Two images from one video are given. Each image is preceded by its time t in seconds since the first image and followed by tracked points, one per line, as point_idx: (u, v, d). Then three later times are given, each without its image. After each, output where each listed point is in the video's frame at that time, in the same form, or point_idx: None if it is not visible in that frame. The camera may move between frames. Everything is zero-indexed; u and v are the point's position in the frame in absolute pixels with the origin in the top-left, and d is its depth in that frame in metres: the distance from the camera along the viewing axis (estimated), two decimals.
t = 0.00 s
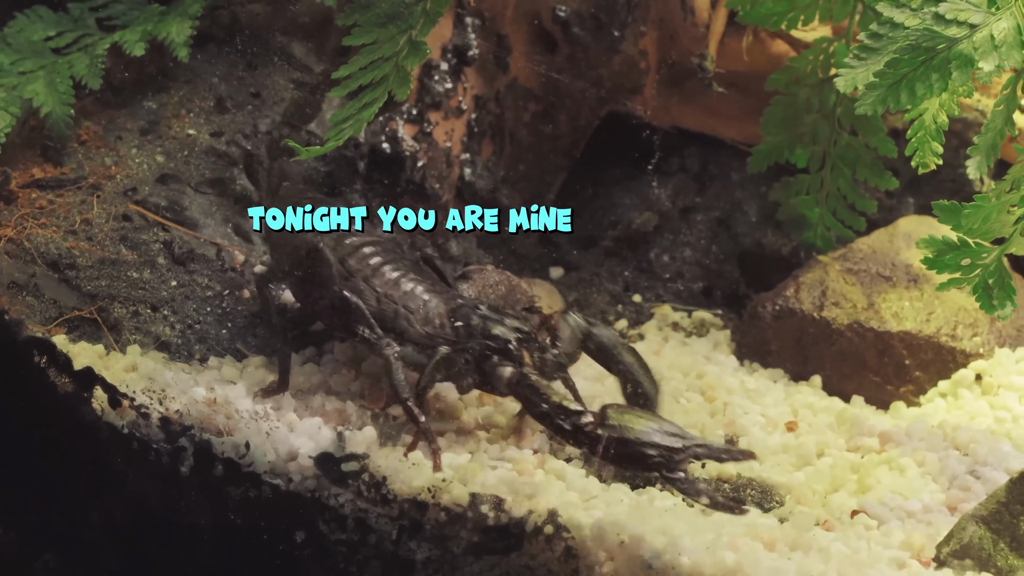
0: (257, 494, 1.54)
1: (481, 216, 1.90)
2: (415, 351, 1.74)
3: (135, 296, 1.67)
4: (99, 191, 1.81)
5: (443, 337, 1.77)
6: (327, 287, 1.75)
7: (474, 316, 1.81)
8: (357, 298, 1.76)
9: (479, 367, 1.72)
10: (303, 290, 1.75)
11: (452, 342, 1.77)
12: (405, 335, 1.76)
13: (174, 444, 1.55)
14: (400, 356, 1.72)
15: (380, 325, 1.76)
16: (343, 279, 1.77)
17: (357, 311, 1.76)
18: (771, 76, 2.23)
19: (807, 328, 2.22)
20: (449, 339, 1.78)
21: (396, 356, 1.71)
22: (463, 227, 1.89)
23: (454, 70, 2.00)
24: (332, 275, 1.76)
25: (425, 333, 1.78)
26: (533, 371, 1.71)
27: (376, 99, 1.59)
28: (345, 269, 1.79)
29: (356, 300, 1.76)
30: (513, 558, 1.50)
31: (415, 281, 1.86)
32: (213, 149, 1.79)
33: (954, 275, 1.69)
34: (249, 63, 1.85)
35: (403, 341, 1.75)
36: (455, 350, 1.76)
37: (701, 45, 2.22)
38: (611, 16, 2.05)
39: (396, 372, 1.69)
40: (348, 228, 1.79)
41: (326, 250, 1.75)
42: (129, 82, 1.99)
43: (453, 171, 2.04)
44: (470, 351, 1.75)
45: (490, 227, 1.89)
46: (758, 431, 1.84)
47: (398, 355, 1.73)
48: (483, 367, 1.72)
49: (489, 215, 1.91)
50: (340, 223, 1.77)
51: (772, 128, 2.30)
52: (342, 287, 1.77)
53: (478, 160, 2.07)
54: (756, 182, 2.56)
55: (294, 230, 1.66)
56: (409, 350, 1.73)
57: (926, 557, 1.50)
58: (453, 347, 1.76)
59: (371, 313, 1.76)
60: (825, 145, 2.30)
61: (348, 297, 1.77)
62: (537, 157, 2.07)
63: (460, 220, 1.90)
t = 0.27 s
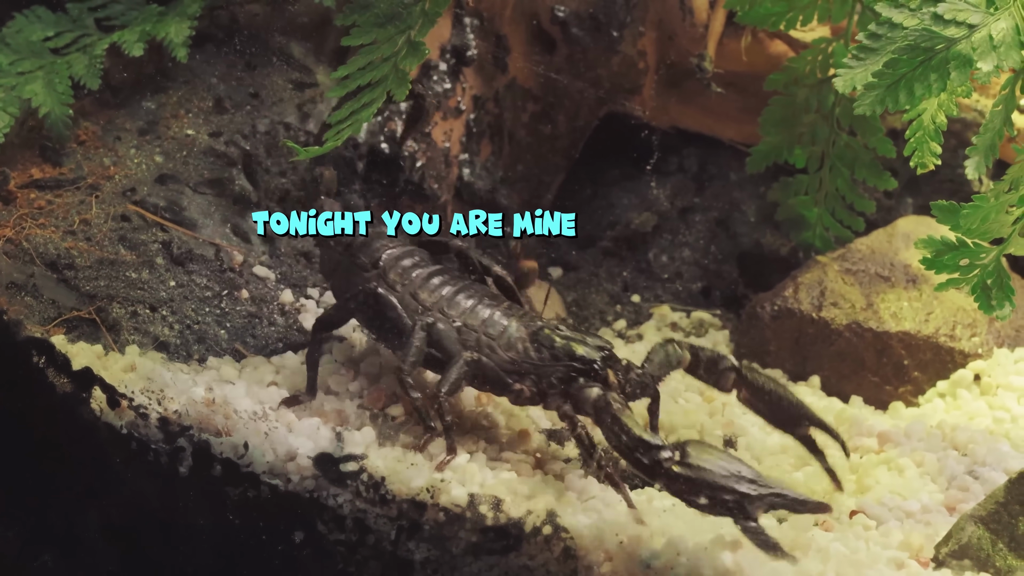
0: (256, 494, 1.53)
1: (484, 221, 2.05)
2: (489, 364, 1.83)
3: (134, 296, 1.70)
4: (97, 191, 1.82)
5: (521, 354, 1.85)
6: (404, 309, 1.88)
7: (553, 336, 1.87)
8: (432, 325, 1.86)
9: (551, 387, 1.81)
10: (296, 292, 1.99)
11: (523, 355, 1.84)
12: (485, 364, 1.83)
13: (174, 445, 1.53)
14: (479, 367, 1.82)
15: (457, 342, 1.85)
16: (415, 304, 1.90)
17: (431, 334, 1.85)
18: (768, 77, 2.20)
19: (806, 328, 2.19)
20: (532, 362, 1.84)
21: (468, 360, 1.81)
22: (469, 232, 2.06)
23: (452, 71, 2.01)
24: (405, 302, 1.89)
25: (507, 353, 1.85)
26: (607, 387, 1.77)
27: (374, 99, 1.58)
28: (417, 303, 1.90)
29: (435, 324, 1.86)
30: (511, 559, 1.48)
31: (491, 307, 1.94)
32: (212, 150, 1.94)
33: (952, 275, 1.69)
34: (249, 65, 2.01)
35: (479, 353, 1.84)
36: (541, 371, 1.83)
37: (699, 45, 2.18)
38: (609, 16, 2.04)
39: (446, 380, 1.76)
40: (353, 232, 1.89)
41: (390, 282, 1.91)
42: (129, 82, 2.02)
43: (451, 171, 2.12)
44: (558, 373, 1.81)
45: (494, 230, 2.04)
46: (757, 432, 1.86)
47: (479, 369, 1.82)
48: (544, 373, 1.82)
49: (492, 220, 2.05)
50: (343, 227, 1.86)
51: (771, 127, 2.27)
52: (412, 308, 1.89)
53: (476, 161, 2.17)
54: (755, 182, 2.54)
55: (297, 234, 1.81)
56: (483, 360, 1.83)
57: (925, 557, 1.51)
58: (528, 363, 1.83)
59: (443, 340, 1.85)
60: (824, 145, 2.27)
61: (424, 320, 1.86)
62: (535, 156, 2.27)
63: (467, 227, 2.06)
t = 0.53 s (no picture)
0: (253, 494, 1.54)
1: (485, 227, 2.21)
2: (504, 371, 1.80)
3: (131, 297, 1.72)
4: (95, 191, 1.83)
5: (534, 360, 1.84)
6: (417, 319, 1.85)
7: (566, 346, 1.86)
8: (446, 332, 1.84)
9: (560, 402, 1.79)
10: (294, 292, 2.04)
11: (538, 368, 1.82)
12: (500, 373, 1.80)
13: (170, 445, 1.54)
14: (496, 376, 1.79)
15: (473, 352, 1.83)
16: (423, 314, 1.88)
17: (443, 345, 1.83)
18: (767, 77, 2.15)
19: (804, 328, 2.16)
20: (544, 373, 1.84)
21: (482, 367, 1.79)
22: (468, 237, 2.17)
23: (450, 70, 2.04)
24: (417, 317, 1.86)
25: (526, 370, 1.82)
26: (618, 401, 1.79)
27: (372, 98, 1.59)
28: (428, 314, 1.89)
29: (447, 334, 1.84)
30: (509, 559, 1.49)
31: (503, 317, 1.93)
32: (211, 150, 1.98)
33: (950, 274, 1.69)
34: (247, 66, 2.01)
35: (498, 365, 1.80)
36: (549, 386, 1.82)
37: (697, 45, 2.13)
38: (608, 16, 2.04)
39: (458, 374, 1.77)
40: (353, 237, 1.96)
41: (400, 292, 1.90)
42: (127, 82, 1.98)
43: (449, 170, 2.15)
44: (570, 382, 1.82)
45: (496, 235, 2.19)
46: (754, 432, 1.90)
47: (490, 377, 1.79)
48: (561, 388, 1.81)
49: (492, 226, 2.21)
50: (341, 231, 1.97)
51: (770, 127, 2.22)
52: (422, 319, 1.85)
53: (474, 160, 2.21)
54: (753, 182, 2.47)
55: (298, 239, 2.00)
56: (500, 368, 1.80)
57: (922, 558, 1.51)
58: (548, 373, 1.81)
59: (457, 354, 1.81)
60: (823, 146, 2.23)
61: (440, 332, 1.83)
62: (534, 156, 2.24)
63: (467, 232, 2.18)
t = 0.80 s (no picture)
0: (213, 490, 1.53)
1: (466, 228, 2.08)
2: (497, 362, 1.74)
3: (91, 291, 1.68)
4: (55, 186, 1.80)
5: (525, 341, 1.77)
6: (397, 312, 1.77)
7: (548, 329, 1.85)
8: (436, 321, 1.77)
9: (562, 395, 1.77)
10: (255, 285, 1.99)
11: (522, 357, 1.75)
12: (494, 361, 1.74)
13: (130, 440, 1.53)
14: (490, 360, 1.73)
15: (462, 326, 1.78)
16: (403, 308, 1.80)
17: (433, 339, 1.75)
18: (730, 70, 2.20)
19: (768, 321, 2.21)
20: (533, 355, 1.78)
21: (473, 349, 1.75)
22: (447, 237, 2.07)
23: (413, 64, 2.11)
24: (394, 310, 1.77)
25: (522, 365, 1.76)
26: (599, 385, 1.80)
27: (332, 92, 1.58)
28: (405, 308, 1.79)
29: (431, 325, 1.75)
30: (469, 552, 1.49)
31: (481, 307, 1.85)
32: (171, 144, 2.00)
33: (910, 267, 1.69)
34: (210, 60, 2.11)
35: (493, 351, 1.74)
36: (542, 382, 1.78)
37: (659, 38, 2.23)
38: (570, 9, 2.13)
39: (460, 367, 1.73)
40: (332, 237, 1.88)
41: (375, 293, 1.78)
42: (87, 76, 2.04)
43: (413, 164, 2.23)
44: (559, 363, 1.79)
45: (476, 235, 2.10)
46: (717, 425, 1.93)
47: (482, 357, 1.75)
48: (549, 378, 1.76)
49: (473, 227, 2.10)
50: (323, 231, 1.89)
51: (732, 121, 2.26)
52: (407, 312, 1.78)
53: (437, 154, 2.30)
54: (717, 177, 2.59)
55: (280, 238, 1.92)
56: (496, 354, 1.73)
57: (882, 549, 1.51)
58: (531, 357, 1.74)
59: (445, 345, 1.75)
60: (786, 139, 2.27)
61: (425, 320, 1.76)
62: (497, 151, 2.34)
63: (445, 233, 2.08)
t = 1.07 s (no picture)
0: (202, 487, 1.55)
1: (465, 228, 1.90)
2: (548, 379, 1.68)
3: (79, 289, 1.67)
4: (43, 184, 1.81)
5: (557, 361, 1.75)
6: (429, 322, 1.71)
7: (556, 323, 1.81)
8: (473, 339, 1.69)
9: (616, 418, 1.67)
10: (244, 284, 1.88)
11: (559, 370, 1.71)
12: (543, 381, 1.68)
13: (118, 438, 1.54)
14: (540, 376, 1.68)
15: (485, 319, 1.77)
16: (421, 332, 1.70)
17: (471, 352, 1.68)
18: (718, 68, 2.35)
19: (755, 319, 2.28)
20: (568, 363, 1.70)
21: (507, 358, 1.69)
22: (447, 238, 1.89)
23: (401, 61, 2.06)
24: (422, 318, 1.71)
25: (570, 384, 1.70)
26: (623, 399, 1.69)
27: (320, 89, 1.58)
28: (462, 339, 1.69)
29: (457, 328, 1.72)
30: (458, 550, 1.51)
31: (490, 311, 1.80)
32: (159, 142, 1.97)
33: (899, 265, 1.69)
34: (199, 57, 2.10)
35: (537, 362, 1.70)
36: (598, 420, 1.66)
37: (648, 36, 2.38)
38: (559, 8, 2.20)
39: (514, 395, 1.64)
40: (331, 239, 1.77)
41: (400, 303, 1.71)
42: (73, 74, 2.07)
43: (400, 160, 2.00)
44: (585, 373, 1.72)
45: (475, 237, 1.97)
46: (704, 423, 1.84)
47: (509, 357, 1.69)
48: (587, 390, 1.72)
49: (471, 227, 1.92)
50: (320, 232, 1.76)
51: (719, 118, 2.41)
52: (439, 318, 1.72)
53: (425, 151, 2.01)
54: (704, 175, 2.75)
55: (275, 241, 1.80)
56: (543, 366, 1.70)
57: (871, 546, 1.54)
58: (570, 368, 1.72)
59: (482, 355, 1.68)
60: (773, 136, 2.42)
61: (459, 324, 1.73)
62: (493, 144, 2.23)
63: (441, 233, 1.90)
